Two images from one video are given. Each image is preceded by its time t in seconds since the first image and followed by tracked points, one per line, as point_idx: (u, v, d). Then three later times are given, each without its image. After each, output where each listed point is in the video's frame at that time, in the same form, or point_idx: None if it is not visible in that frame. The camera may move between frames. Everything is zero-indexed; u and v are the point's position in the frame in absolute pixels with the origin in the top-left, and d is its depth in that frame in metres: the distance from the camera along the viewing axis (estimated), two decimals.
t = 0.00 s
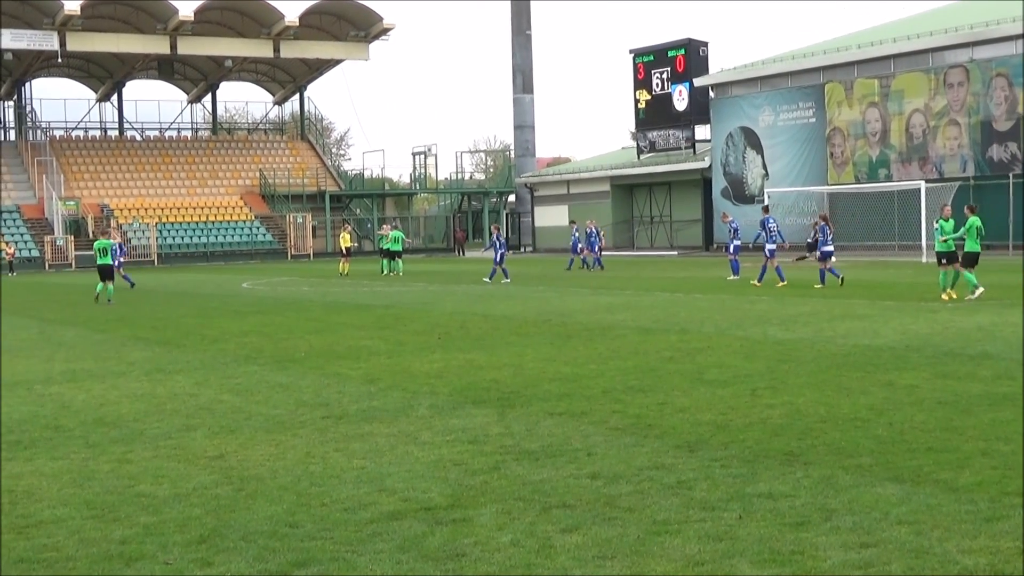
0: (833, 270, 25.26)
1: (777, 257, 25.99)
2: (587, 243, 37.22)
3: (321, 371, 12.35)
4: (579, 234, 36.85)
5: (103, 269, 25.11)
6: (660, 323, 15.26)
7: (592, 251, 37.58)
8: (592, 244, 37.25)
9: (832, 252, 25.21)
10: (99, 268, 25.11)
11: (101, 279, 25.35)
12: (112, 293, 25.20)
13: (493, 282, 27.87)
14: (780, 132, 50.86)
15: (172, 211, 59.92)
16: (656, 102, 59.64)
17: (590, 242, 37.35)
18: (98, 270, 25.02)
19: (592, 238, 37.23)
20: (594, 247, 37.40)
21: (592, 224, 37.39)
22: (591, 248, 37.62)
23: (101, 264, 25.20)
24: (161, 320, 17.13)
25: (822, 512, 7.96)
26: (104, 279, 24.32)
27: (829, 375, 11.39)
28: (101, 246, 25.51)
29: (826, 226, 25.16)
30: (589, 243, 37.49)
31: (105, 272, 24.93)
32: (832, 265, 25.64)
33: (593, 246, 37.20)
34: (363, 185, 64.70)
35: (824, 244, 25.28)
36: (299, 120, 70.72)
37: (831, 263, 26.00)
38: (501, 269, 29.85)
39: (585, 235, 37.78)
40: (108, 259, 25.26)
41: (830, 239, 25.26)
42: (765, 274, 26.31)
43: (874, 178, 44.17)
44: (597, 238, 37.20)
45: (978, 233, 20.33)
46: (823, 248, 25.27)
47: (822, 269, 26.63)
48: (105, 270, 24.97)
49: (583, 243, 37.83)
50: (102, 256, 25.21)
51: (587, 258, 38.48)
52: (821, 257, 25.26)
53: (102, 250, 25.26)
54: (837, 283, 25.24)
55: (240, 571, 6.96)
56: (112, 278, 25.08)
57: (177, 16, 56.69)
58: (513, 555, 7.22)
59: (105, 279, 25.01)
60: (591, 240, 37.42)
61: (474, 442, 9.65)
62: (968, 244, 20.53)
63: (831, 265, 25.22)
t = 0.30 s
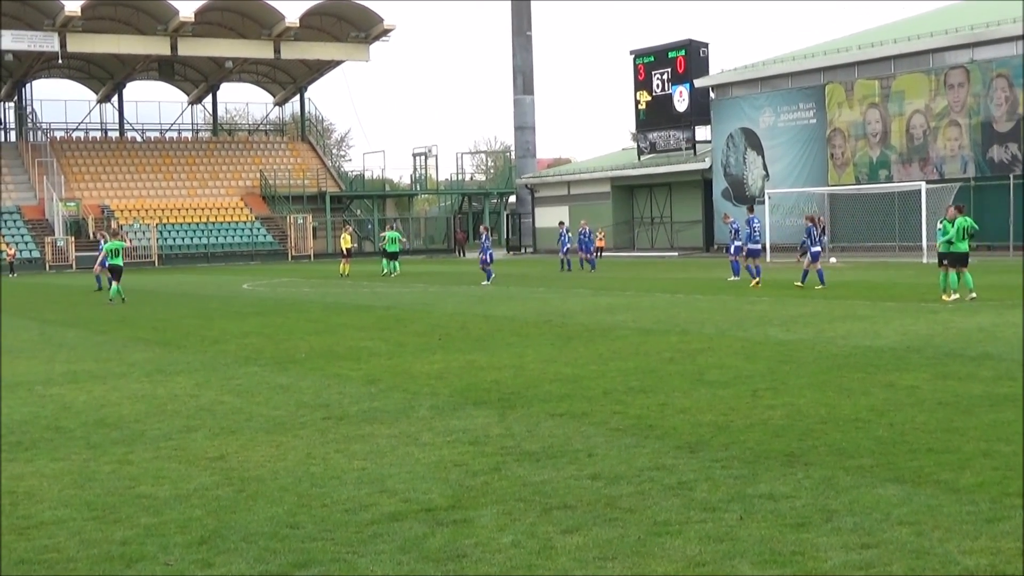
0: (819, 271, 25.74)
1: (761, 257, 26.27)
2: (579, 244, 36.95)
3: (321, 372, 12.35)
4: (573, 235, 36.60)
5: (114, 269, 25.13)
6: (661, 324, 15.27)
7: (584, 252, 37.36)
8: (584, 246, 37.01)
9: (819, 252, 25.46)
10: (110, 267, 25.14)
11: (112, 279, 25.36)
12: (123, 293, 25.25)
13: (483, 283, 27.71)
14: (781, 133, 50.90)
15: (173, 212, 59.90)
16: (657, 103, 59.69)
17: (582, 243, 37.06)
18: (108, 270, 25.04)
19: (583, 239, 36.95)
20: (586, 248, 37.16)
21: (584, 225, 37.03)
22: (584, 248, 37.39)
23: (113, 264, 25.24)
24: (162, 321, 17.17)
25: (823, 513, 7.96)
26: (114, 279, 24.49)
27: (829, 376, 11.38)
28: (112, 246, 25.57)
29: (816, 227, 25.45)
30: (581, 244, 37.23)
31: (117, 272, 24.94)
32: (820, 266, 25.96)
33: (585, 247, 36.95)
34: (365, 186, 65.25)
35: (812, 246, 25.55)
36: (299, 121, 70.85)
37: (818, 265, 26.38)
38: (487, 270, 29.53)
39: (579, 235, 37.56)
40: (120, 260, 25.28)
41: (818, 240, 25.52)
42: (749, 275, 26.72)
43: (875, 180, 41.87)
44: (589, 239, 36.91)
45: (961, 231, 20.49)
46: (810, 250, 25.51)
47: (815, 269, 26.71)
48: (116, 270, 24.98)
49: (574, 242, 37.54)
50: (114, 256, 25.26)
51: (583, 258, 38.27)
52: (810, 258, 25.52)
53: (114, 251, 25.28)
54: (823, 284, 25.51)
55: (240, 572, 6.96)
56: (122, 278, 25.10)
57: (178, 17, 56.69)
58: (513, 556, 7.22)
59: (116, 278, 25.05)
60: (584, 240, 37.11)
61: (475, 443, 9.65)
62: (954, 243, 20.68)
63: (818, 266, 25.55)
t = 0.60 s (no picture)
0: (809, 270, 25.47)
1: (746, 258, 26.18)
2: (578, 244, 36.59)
3: (327, 372, 12.34)
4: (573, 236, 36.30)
5: (132, 268, 25.16)
6: (667, 324, 15.25)
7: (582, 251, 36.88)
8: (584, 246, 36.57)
9: (809, 252, 25.34)
10: (128, 267, 25.17)
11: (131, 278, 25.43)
12: (140, 292, 25.33)
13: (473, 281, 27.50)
14: (788, 133, 50.49)
15: (180, 211, 59.89)
16: (663, 104, 59.62)
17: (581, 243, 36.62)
18: (126, 269, 25.09)
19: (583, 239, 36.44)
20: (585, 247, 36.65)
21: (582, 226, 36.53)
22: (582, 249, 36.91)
23: (131, 264, 25.29)
24: (169, 321, 17.19)
25: (830, 514, 7.95)
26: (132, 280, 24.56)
27: (836, 376, 11.35)
28: (129, 246, 25.66)
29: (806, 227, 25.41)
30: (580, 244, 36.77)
31: (134, 271, 24.99)
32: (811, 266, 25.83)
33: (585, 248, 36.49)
34: (370, 186, 64.64)
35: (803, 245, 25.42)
36: (305, 121, 70.96)
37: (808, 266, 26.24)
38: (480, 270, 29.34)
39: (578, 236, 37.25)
40: (138, 260, 25.31)
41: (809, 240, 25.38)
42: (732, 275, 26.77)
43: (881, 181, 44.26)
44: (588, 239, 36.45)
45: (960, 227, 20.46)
46: (801, 249, 25.41)
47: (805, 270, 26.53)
48: (134, 269, 25.04)
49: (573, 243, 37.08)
50: (131, 256, 25.31)
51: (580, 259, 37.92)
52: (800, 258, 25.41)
53: (131, 250, 25.33)
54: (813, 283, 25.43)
55: (246, 572, 6.96)
56: (140, 277, 25.15)
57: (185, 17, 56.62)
58: (519, 557, 7.21)
59: (134, 279, 25.14)
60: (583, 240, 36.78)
61: (481, 443, 9.63)
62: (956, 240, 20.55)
63: (809, 266, 25.42)
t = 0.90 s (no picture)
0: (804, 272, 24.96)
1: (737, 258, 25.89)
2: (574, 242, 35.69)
3: (323, 375, 12.07)
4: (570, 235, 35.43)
5: (134, 269, 24.94)
6: (672, 326, 14.97)
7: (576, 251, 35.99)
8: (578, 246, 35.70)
9: (802, 252, 25.04)
10: (130, 268, 24.96)
11: (133, 279, 25.22)
12: (142, 293, 25.13)
13: (457, 285, 27.10)
14: (796, 130, 50.64)
15: (171, 210, 59.69)
16: (669, 98, 59.34)
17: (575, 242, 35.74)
18: (129, 270, 24.89)
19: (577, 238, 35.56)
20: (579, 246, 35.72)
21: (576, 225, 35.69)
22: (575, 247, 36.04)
23: (133, 265, 25.09)
24: (162, 323, 16.96)
25: (840, 520, 7.70)
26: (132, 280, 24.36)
27: (846, 380, 11.09)
28: (131, 246, 25.50)
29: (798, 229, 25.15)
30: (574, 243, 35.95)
31: (136, 272, 24.77)
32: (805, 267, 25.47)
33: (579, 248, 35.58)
34: (368, 185, 64.50)
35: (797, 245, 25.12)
36: (300, 118, 70.62)
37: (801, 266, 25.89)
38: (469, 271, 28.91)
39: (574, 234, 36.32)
40: (140, 261, 25.11)
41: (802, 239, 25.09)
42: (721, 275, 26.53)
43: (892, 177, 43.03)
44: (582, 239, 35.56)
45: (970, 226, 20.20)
46: (794, 248, 25.10)
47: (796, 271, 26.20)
48: (135, 270, 24.84)
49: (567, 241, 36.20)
50: (134, 256, 25.13)
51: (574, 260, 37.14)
52: (792, 258, 25.10)
53: (133, 251, 25.13)
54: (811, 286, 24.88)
55: None
56: (143, 278, 24.97)
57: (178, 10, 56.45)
58: (519, 565, 6.96)
59: (135, 278, 24.96)
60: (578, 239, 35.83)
61: (482, 448, 9.37)
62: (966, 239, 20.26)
63: (803, 267, 25.09)
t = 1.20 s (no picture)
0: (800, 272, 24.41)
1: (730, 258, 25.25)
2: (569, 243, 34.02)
3: (317, 380, 11.61)
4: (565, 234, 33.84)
5: (129, 265, 24.55)
6: (682, 329, 14.51)
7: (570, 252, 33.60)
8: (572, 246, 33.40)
9: (800, 251, 24.52)
10: (124, 265, 24.59)
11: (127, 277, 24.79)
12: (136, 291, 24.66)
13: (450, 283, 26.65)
14: (813, 123, 48.93)
15: (157, 206, 57.92)
16: (678, 90, 58.36)
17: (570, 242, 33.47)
18: (123, 266, 24.49)
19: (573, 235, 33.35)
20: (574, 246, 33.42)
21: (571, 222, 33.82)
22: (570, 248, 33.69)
23: (128, 262, 24.72)
24: (150, 325, 16.51)
25: (859, 534, 7.27)
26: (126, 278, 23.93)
27: (864, 386, 10.63)
28: (126, 243, 25.08)
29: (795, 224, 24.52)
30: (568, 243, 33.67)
31: (131, 269, 24.38)
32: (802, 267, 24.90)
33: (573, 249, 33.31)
34: (363, 179, 63.67)
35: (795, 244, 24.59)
36: (292, 111, 69.38)
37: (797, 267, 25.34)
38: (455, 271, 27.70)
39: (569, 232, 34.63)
40: (135, 257, 24.73)
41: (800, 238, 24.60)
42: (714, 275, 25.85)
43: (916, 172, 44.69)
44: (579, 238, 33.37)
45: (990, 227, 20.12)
46: (791, 248, 24.58)
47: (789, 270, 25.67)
48: (130, 267, 24.45)
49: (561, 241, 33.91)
50: (129, 253, 24.77)
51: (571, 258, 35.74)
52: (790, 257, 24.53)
53: (128, 246, 24.75)
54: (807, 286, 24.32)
55: None
56: (137, 275, 24.56)
57: None
58: None
59: (130, 276, 24.54)
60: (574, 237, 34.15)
61: (482, 456, 8.91)
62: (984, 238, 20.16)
63: (800, 267, 24.54)
